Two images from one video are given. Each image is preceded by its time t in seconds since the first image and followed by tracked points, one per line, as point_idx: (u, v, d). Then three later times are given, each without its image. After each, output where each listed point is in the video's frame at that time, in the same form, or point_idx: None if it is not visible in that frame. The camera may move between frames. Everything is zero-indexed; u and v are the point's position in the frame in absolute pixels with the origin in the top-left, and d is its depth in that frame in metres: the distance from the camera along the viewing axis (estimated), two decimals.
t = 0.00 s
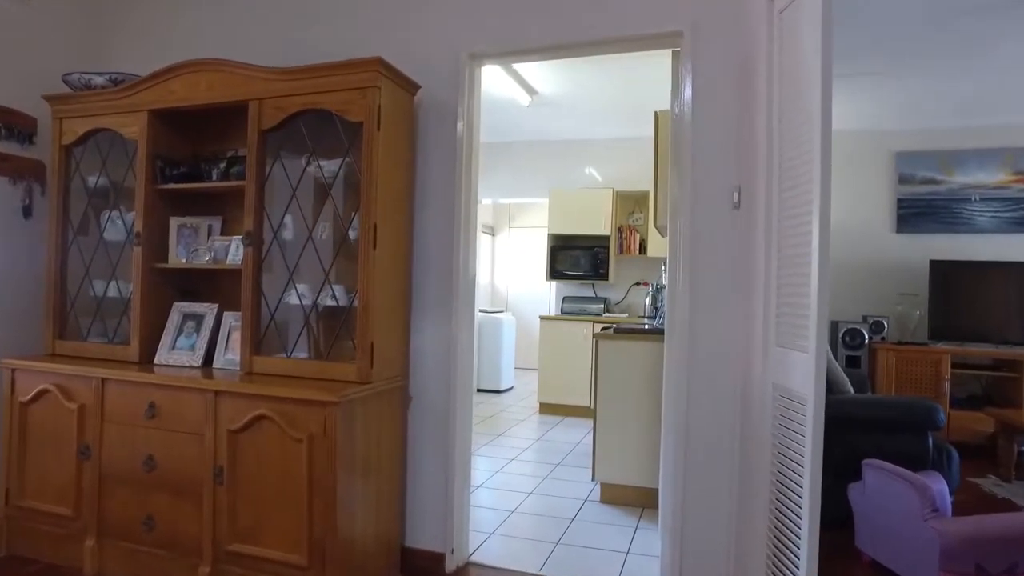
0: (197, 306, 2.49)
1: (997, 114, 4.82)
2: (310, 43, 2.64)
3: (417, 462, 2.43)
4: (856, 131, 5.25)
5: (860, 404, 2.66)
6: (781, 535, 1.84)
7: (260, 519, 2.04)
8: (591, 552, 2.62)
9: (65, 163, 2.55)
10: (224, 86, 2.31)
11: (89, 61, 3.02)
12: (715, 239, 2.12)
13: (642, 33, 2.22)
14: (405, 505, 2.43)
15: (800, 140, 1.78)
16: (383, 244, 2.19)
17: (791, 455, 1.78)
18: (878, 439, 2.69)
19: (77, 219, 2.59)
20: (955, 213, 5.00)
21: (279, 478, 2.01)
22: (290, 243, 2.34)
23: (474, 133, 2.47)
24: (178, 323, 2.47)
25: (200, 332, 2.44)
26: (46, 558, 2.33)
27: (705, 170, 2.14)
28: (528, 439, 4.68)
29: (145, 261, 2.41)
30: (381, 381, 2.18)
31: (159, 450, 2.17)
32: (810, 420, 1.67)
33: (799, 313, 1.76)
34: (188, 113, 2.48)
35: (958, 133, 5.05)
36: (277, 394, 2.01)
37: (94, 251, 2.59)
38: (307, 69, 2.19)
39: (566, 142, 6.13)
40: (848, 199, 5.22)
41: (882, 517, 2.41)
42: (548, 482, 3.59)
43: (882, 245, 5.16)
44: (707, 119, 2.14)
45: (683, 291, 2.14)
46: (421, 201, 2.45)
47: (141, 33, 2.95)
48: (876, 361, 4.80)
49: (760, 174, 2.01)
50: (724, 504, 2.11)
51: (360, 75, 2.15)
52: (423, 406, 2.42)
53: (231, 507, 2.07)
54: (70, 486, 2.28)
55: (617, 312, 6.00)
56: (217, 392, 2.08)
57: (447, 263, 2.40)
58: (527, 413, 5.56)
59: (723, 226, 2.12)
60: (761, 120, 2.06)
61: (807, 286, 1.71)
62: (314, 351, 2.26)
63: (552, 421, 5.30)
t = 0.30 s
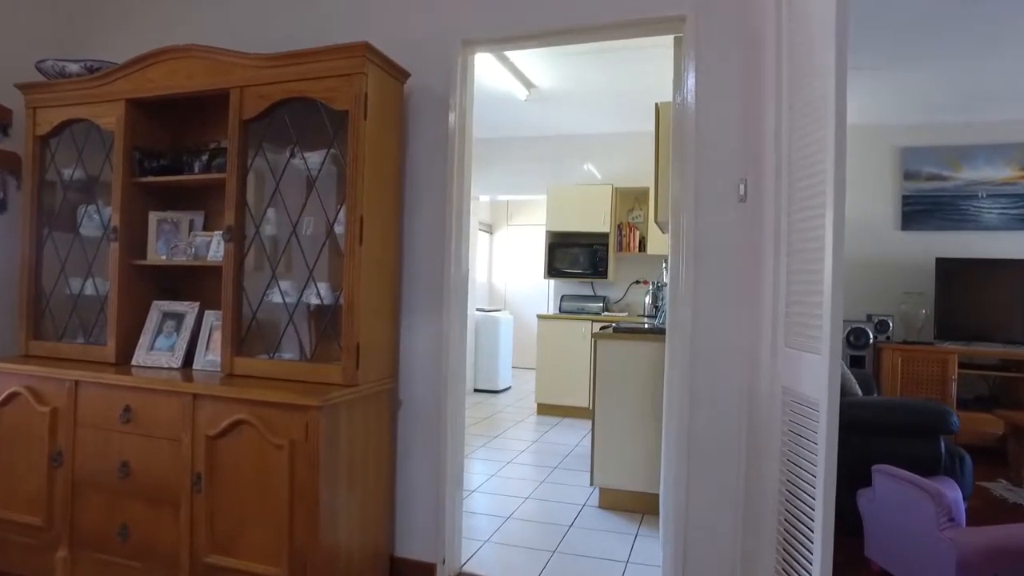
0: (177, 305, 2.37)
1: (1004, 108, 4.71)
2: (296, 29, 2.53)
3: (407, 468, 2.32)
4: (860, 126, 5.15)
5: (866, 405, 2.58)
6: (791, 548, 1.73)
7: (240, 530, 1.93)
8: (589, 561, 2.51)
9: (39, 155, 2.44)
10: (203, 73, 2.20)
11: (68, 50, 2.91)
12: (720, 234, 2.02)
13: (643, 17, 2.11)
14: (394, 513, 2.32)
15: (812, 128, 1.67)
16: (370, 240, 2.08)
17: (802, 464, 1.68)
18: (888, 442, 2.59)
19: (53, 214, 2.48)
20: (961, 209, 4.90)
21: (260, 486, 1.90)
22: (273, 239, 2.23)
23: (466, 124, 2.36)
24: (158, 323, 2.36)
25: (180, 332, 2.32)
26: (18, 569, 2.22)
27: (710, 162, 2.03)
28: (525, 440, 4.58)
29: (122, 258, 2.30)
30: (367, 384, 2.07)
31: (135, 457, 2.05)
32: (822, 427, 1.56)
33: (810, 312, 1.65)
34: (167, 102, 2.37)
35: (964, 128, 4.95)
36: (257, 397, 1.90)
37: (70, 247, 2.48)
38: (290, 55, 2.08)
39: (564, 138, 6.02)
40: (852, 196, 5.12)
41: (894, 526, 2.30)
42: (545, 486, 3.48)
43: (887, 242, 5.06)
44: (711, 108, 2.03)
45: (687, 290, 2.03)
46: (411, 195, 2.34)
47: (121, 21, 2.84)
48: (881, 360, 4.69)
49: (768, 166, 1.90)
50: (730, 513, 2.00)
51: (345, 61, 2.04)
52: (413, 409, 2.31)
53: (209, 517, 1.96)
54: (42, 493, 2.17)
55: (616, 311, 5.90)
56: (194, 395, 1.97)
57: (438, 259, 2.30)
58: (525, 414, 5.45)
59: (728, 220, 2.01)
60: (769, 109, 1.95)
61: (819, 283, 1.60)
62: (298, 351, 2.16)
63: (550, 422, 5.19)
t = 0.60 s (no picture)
0: (151, 306, 2.23)
1: (1013, 102, 4.59)
2: (278, 15, 2.39)
3: (394, 480, 2.19)
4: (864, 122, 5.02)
5: (878, 413, 2.46)
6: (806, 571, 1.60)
7: (213, 550, 1.79)
8: None
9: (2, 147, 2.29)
10: (177, 60, 2.06)
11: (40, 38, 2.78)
12: (728, 231, 1.89)
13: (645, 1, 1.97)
14: (381, 526, 2.19)
15: (831, 117, 1.53)
16: (353, 238, 1.95)
17: (818, 481, 1.55)
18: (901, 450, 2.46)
19: (18, 210, 2.34)
20: (968, 207, 4.77)
21: (233, 503, 1.76)
22: (251, 236, 2.09)
23: (457, 114, 2.22)
24: (129, 325, 2.21)
25: (153, 335, 2.19)
26: None
27: (718, 155, 1.90)
28: (521, 444, 4.45)
29: (90, 256, 2.15)
30: (350, 391, 1.93)
31: (101, 470, 1.91)
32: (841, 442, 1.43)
33: (829, 316, 1.51)
34: (140, 90, 2.23)
35: (971, 123, 4.83)
36: (229, 407, 1.76)
37: (36, 244, 2.33)
38: (267, 40, 1.94)
39: (561, 134, 5.89)
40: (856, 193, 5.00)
41: (910, 539, 2.17)
42: (541, 494, 3.36)
43: (891, 241, 4.94)
44: (719, 97, 1.90)
45: (692, 290, 1.90)
46: (399, 189, 2.21)
47: (95, 7, 2.70)
48: (886, 362, 4.57)
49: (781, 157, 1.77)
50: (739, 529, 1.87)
51: (326, 46, 1.90)
52: (401, 416, 2.18)
53: (181, 536, 1.82)
54: (3, 508, 2.02)
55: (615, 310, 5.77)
56: (163, 404, 1.83)
57: (427, 257, 2.17)
58: (521, 416, 5.32)
59: (736, 216, 1.88)
60: (782, 98, 1.82)
61: (839, 285, 1.46)
62: (276, 356, 2.02)
63: (547, 425, 5.07)
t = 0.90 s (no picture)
0: (115, 308, 2.09)
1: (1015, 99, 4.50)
2: None
3: (376, 493, 2.06)
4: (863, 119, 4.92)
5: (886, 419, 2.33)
6: None
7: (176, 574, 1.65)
8: None
9: None
10: (141, 44, 1.91)
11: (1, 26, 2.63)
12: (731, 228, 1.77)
13: None
14: (362, 542, 2.06)
15: (846, 103, 1.41)
16: (329, 235, 1.81)
17: (832, 500, 1.42)
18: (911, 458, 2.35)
19: None
20: (969, 205, 4.68)
21: (197, 523, 1.62)
22: (222, 233, 1.96)
23: (442, 105, 2.09)
24: (91, 329, 2.07)
25: (118, 340, 2.05)
26: None
27: (721, 146, 1.78)
28: (513, 449, 4.32)
29: (49, 255, 2.00)
30: (326, 400, 1.80)
31: (56, 486, 1.77)
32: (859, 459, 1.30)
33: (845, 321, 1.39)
34: (104, 77, 2.08)
35: (972, 120, 4.73)
36: (193, 419, 1.62)
37: None
38: (236, 21, 1.80)
39: (554, 131, 5.76)
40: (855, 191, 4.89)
41: (928, 552, 2.01)
42: (533, 502, 3.23)
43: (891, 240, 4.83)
44: (722, 85, 1.79)
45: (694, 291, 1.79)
46: (381, 183, 2.07)
47: None
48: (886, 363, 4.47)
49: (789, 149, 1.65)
50: (743, 548, 1.75)
51: (300, 28, 1.76)
52: (383, 425, 2.05)
53: (141, 557, 1.68)
54: None
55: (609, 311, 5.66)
56: (123, 415, 1.69)
57: (411, 256, 2.04)
58: (513, 419, 5.19)
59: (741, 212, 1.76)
60: (790, 85, 1.70)
61: (856, 287, 1.34)
62: (248, 362, 1.89)
63: (539, 428, 4.94)
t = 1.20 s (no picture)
0: (76, 309, 1.97)
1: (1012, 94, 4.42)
2: None
3: (355, 503, 1.94)
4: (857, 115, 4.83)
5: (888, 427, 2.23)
6: None
7: None
8: None
9: None
10: (101, 26, 1.79)
11: None
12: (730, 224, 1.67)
13: None
14: (340, 556, 1.94)
15: (855, 87, 1.31)
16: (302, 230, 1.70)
17: (841, 515, 1.32)
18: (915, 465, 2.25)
19: None
20: (965, 203, 4.60)
21: (157, 541, 1.51)
22: (188, 229, 1.83)
23: (424, 94, 1.98)
24: (50, 330, 1.94)
25: (78, 343, 1.92)
26: None
27: (719, 137, 1.68)
28: (502, 453, 4.20)
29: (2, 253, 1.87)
30: (298, 407, 1.68)
31: (7, 501, 1.64)
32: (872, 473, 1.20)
33: (856, 322, 1.29)
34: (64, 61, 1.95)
35: (968, 116, 4.65)
36: (152, 429, 1.50)
37: None
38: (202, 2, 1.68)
39: (544, 127, 5.65)
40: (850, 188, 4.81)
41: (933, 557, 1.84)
42: (522, 509, 3.12)
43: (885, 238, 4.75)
44: (720, 72, 1.69)
45: (691, 291, 1.68)
46: (360, 176, 1.96)
47: None
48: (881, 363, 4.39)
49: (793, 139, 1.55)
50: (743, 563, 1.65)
51: (270, 9, 1.64)
52: (362, 432, 1.94)
53: None
54: None
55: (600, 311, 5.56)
56: (77, 424, 1.57)
57: (390, 254, 1.92)
58: (503, 421, 5.08)
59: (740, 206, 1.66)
60: (792, 71, 1.60)
61: (869, 286, 1.23)
62: (216, 366, 1.76)
63: (529, 431, 4.83)
